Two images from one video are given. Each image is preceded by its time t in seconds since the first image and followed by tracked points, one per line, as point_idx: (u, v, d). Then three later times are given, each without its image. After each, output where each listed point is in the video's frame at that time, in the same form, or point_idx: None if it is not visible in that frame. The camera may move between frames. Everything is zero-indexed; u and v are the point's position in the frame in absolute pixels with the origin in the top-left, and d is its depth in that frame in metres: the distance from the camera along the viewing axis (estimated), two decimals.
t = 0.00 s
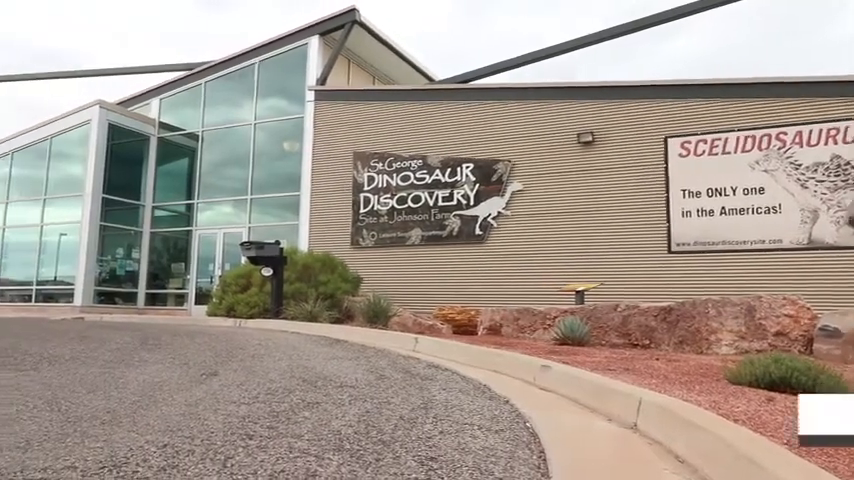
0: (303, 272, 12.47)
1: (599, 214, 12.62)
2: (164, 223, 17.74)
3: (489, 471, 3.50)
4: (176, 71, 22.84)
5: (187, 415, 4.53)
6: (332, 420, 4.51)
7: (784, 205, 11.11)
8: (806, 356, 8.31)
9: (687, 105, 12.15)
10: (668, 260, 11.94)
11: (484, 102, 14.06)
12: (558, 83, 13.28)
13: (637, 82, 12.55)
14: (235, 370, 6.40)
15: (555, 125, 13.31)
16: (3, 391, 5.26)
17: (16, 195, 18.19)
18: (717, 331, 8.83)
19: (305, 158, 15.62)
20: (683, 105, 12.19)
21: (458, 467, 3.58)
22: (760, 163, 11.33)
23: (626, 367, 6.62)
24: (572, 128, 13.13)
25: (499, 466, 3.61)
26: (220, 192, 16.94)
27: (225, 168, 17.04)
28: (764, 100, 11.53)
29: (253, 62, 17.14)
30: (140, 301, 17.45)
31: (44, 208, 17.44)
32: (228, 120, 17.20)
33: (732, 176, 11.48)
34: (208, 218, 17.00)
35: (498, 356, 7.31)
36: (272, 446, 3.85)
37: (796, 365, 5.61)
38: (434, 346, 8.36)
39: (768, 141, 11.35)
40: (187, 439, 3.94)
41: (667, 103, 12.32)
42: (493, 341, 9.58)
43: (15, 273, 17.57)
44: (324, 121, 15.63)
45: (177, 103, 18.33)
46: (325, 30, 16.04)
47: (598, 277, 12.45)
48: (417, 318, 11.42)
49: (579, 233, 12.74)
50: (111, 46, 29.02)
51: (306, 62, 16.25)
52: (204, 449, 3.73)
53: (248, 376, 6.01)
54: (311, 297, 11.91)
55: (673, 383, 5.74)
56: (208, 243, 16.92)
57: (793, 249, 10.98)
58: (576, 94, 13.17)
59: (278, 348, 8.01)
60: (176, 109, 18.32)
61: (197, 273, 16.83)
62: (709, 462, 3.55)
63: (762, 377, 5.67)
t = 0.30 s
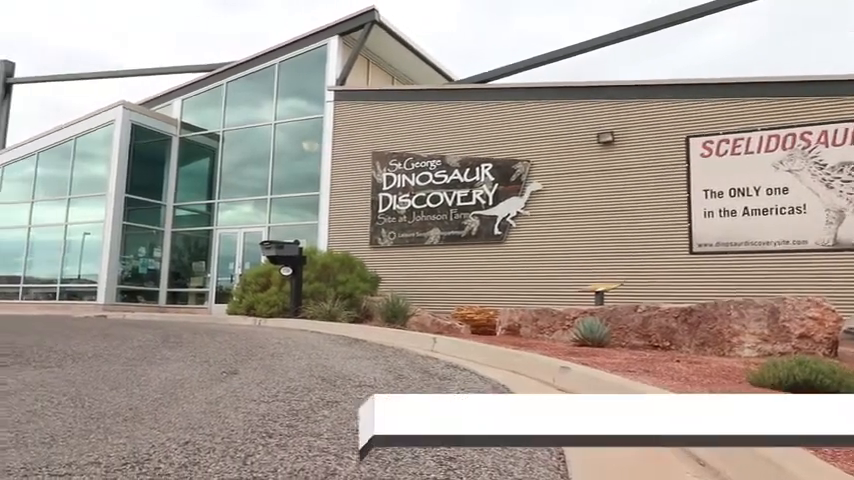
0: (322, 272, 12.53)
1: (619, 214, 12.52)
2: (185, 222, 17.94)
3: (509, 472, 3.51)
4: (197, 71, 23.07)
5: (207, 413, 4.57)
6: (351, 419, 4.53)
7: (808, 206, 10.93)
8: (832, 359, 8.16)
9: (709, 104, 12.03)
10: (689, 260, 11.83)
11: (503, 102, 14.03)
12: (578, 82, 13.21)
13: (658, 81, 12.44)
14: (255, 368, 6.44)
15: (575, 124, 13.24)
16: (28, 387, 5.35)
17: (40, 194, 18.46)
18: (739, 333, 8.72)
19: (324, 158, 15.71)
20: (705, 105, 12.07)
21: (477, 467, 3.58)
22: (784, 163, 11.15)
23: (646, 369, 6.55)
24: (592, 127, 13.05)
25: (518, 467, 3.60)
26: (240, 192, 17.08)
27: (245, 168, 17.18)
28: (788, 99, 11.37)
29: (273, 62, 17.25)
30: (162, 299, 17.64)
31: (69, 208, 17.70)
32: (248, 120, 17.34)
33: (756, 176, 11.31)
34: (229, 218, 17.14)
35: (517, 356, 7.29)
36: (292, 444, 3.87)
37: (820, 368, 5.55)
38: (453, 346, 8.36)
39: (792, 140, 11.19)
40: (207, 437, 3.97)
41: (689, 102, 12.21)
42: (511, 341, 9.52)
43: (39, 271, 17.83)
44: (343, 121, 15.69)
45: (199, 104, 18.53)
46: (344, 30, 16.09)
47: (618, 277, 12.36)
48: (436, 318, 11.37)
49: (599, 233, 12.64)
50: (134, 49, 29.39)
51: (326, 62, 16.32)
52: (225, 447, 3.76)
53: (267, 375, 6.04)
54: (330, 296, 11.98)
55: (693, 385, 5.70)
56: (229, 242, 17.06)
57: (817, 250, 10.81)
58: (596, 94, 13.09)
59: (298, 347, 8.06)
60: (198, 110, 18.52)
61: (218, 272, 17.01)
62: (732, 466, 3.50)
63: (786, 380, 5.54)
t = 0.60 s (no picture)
0: (341, 271, 12.58)
1: (640, 215, 12.42)
2: (206, 222, 18.12)
3: (529, 474, 3.50)
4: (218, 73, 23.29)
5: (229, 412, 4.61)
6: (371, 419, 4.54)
7: (834, 206, 10.73)
8: None
9: (733, 104, 11.89)
10: (711, 261, 11.70)
11: (523, 102, 14.00)
12: (598, 82, 13.12)
13: (680, 80, 12.32)
14: (274, 367, 6.48)
15: (595, 124, 13.15)
16: (52, 385, 5.43)
17: (65, 195, 18.75)
18: (763, 336, 8.60)
19: (343, 158, 15.77)
20: (727, 104, 11.94)
21: (497, 468, 3.57)
22: (809, 163, 10.96)
23: (668, 372, 6.48)
24: (612, 127, 12.96)
25: (538, 469, 3.59)
26: (260, 192, 17.21)
27: (265, 168, 17.30)
28: (814, 99, 11.21)
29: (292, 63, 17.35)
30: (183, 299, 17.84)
31: (92, 208, 17.96)
32: (268, 121, 17.46)
33: (780, 176, 11.13)
34: (249, 218, 17.27)
35: (536, 357, 7.26)
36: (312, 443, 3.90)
37: (847, 372, 5.44)
38: (472, 347, 8.35)
39: (817, 140, 11.01)
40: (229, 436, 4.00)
41: (711, 102, 12.08)
42: (531, 342, 9.47)
43: (64, 271, 18.11)
44: (363, 122, 15.75)
45: (219, 105, 18.70)
46: (363, 31, 16.13)
47: (639, 279, 12.26)
48: (455, 318, 11.38)
49: (619, 234, 12.55)
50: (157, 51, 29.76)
51: (345, 63, 16.37)
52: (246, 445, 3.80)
53: (287, 374, 6.08)
54: (349, 296, 12.01)
55: (716, 388, 5.62)
56: (249, 242, 17.19)
57: (843, 251, 10.63)
58: (617, 93, 12.99)
59: (317, 347, 8.09)
60: (218, 111, 18.69)
61: (238, 272, 17.14)
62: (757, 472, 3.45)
63: (811, 384, 5.44)
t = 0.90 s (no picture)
0: (358, 271, 12.62)
1: (659, 215, 12.32)
2: (225, 223, 18.28)
3: (547, 475, 3.48)
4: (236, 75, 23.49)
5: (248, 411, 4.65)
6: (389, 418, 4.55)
7: None
8: None
9: (754, 102, 11.75)
10: (732, 262, 11.57)
11: (540, 102, 13.96)
12: (617, 81, 13.04)
13: (700, 79, 12.21)
14: (293, 367, 6.52)
15: (614, 124, 13.07)
16: (74, 383, 5.50)
17: (87, 196, 19.01)
18: (785, 338, 8.50)
19: (360, 159, 15.83)
20: (749, 103, 11.81)
21: (515, 469, 3.56)
22: (832, 162, 10.79)
23: (688, 373, 6.40)
24: (631, 127, 12.87)
25: (556, 470, 3.58)
26: (278, 193, 17.33)
27: (283, 169, 17.41)
28: (837, 97, 11.06)
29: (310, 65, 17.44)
30: (202, 298, 18.01)
31: (114, 209, 18.19)
32: (286, 122, 17.58)
33: (802, 176, 10.95)
34: (268, 218, 17.37)
35: (553, 359, 7.24)
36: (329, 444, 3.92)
37: None
38: (490, 347, 8.34)
39: (840, 139, 10.85)
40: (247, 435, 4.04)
41: (732, 101, 11.96)
42: (549, 343, 9.42)
43: (86, 270, 18.34)
44: (380, 122, 15.79)
45: (238, 106, 18.87)
46: (381, 32, 16.17)
47: (658, 280, 12.17)
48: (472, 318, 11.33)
49: (638, 235, 12.45)
50: (176, 54, 30.08)
51: (363, 64, 16.42)
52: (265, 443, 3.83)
53: (305, 374, 6.11)
54: (366, 296, 12.05)
55: (737, 390, 5.55)
56: (267, 242, 17.31)
57: None
58: (636, 92, 12.89)
59: (335, 347, 8.13)
60: (237, 113, 18.86)
61: (256, 272, 17.28)
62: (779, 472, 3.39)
63: (835, 385, 5.35)
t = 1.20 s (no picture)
0: (373, 272, 12.65)
1: (675, 215, 12.23)
2: (240, 223, 18.40)
3: (562, 476, 3.47)
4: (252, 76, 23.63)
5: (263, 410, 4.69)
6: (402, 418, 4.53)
7: None
8: None
9: (773, 101, 11.62)
10: (750, 262, 11.45)
11: (555, 102, 13.91)
12: (633, 80, 12.96)
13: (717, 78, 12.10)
14: (308, 367, 6.55)
15: (630, 123, 12.98)
16: (93, 382, 5.56)
17: (105, 197, 19.22)
18: (804, 339, 8.41)
19: (375, 159, 15.86)
20: (766, 101, 11.68)
21: (531, 470, 3.56)
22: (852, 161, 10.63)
23: (705, 374, 6.35)
24: (647, 126, 12.77)
25: (573, 471, 3.57)
26: (293, 194, 17.41)
27: (298, 170, 17.49)
28: None
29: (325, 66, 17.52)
30: (218, 299, 18.13)
31: (131, 210, 18.38)
32: (301, 123, 17.66)
33: (821, 175, 10.79)
34: (283, 219, 17.46)
35: (568, 359, 7.22)
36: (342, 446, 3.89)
37: None
38: (505, 348, 8.30)
39: None
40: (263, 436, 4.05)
41: (750, 99, 11.84)
42: (564, 344, 9.38)
43: (103, 271, 18.54)
44: (394, 123, 15.81)
45: (254, 108, 19.01)
46: (395, 33, 16.20)
47: (675, 280, 12.08)
48: (487, 319, 11.26)
49: (655, 235, 12.35)
50: (193, 56, 30.34)
51: (378, 65, 16.43)
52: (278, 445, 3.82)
53: (321, 374, 6.13)
54: (380, 297, 12.06)
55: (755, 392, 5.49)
56: (282, 243, 17.39)
57: None
58: (652, 91, 12.81)
59: (350, 347, 8.15)
60: (253, 114, 19.00)
61: (271, 272, 17.37)
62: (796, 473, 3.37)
63: None
